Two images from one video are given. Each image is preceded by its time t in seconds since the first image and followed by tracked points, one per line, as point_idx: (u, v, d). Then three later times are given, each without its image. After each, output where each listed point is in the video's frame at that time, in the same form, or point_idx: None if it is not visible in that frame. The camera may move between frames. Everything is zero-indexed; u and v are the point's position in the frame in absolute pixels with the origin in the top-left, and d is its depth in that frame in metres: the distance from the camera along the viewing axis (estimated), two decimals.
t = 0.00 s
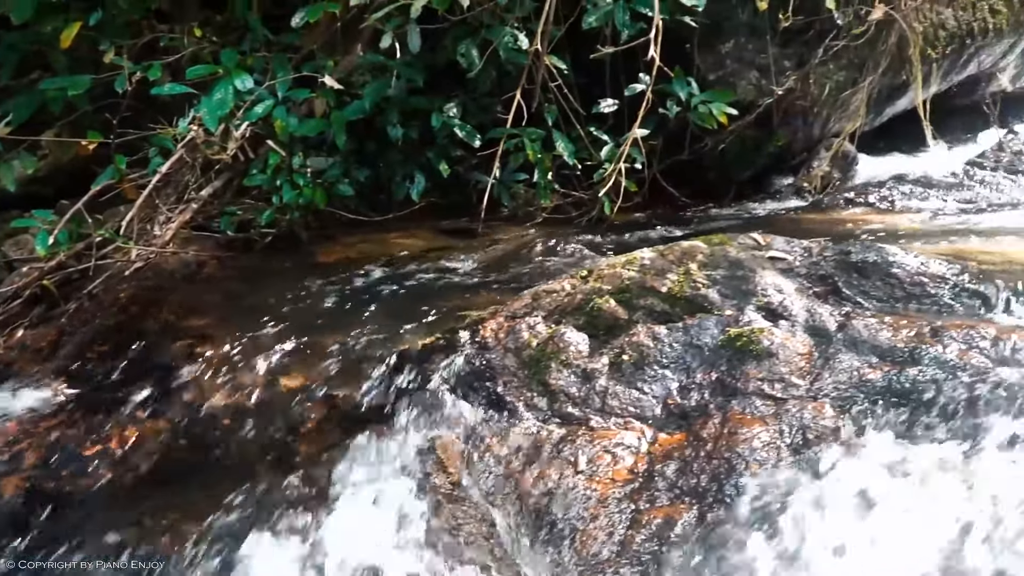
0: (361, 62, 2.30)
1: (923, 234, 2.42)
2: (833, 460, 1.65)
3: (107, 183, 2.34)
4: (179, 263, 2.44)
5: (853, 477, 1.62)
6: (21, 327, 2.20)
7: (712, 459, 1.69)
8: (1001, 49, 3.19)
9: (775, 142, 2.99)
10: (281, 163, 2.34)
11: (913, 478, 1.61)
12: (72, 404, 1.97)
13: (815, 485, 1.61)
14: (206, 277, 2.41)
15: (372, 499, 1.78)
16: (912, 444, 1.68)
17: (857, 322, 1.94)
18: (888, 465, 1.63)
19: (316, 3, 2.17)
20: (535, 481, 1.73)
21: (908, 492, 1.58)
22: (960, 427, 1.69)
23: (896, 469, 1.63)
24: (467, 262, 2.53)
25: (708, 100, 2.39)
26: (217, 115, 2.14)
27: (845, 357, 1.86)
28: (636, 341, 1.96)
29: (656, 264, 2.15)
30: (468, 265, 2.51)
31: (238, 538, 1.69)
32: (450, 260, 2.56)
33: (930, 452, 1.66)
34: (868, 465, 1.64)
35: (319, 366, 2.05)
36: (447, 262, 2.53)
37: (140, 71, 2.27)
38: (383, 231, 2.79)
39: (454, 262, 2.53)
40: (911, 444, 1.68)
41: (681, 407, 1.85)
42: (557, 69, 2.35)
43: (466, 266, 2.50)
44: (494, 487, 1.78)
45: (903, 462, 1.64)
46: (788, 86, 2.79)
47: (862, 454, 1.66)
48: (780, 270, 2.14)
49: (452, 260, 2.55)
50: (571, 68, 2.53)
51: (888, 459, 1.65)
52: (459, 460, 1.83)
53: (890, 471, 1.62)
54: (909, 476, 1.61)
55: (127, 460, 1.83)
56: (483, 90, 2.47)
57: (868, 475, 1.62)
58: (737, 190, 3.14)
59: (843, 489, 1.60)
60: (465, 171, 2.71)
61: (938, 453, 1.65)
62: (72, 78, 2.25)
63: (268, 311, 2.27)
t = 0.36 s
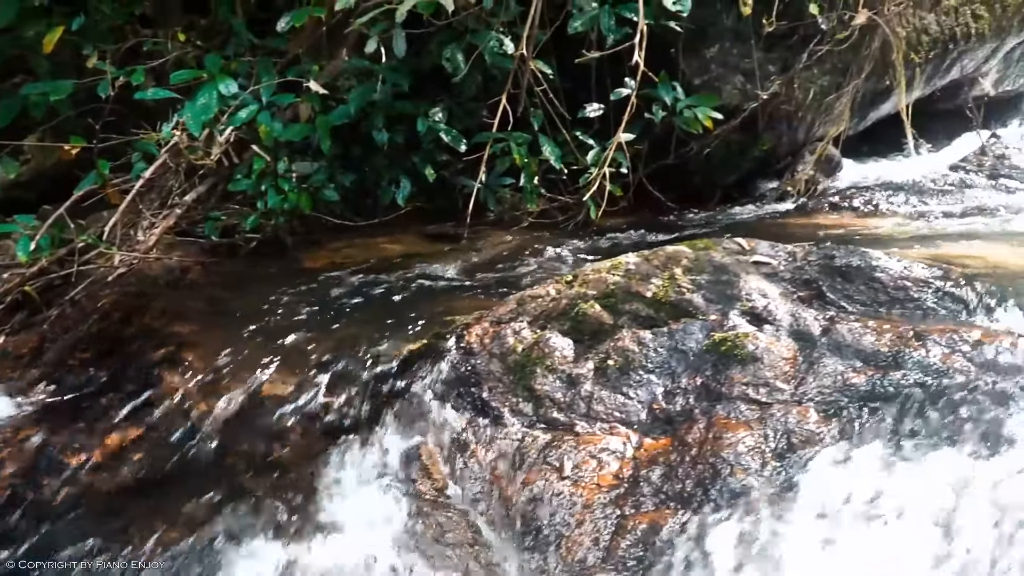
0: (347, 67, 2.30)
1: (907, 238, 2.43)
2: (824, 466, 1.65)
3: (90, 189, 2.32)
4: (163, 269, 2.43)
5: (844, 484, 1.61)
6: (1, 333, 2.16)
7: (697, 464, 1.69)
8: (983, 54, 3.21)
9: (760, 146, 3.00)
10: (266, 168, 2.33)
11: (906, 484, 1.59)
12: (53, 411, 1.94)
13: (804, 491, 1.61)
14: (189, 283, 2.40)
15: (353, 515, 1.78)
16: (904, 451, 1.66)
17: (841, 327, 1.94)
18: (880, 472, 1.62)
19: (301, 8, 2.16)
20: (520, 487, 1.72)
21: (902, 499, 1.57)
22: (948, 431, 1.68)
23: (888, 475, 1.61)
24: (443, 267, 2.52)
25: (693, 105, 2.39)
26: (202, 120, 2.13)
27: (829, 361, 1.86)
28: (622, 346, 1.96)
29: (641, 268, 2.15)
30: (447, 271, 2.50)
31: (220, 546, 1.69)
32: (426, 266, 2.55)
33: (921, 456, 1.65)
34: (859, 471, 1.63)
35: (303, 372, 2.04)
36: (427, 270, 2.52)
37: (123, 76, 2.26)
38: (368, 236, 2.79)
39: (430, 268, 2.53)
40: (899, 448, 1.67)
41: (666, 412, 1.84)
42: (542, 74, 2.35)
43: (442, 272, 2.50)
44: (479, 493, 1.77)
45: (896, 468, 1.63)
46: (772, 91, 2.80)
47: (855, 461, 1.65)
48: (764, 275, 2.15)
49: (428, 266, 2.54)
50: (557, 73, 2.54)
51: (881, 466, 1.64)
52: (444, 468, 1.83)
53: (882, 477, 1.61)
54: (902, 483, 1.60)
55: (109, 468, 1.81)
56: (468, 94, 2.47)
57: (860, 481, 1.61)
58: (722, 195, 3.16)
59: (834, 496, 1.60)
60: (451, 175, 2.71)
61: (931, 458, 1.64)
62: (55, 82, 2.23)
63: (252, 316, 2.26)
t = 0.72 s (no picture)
0: (329, 72, 2.29)
1: (888, 244, 2.45)
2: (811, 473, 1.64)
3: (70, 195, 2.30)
4: (144, 276, 2.41)
5: (830, 487, 1.62)
6: None
7: (680, 470, 1.69)
8: (963, 60, 3.24)
9: (743, 151, 3.01)
10: (248, 174, 2.32)
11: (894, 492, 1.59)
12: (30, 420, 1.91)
13: (791, 495, 1.61)
14: (171, 290, 2.38)
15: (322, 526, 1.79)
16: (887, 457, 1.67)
17: (823, 332, 1.95)
18: (867, 480, 1.62)
19: (283, 14, 2.15)
20: (504, 494, 1.72)
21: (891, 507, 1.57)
22: (931, 436, 1.69)
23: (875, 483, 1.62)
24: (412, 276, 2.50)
25: (676, 111, 2.39)
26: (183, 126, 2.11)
27: (811, 366, 1.87)
28: (605, 352, 1.96)
29: (624, 274, 2.15)
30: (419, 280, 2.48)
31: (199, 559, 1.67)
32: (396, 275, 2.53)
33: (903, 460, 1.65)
34: (847, 478, 1.63)
35: (285, 380, 2.03)
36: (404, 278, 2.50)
37: (104, 81, 2.24)
38: (351, 242, 2.79)
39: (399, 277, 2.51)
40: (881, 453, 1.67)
41: (649, 418, 1.84)
42: (526, 80, 2.35)
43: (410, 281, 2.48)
44: (462, 500, 1.76)
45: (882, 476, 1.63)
46: (755, 96, 2.81)
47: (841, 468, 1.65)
48: (746, 280, 2.15)
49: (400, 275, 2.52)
50: (542, 78, 2.54)
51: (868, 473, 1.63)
52: (427, 475, 1.82)
53: (869, 486, 1.61)
54: (889, 490, 1.60)
55: (87, 478, 1.79)
56: (452, 100, 2.47)
57: (847, 489, 1.61)
58: (706, 200, 3.18)
59: (821, 503, 1.59)
60: (435, 181, 2.71)
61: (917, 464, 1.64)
62: (34, 88, 2.21)
63: (233, 323, 2.25)
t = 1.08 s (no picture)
0: (312, 78, 2.28)
1: (870, 249, 2.47)
2: (795, 478, 1.65)
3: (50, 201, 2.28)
4: (125, 282, 2.40)
5: (812, 487, 1.64)
6: None
7: (663, 476, 1.69)
8: (944, 66, 3.26)
9: (727, 156, 3.03)
10: (231, 179, 2.30)
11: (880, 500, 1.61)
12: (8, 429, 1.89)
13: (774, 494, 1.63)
14: (153, 296, 2.37)
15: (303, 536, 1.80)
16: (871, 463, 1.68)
17: (805, 337, 1.95)
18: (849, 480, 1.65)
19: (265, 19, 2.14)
20: (487, 501, 1.71)
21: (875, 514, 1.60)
22: (915, 442, 1.70)
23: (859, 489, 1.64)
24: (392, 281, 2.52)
25: (660, 116, 2.39)
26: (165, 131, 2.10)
27: (794, 371, 1.87)
28: (588, 358, 1.96)
29: (607, 280, 2.16)
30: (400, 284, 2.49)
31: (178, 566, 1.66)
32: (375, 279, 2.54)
33: (886, 465, 1.67)
34: (833, 486, 1.64)
35: (266, 388, 2.01)
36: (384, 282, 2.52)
37: (84, 87, 2.23)
38: (335, 247, 2.79)
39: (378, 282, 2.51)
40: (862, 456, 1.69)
41: (633, 424, 1.84)
42: (510, 85, 2.35)
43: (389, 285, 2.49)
44: (446, 507, 1.75)
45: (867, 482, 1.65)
46: (739, 102, 2.82)
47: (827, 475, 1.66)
48: (729, 286, 2.16)
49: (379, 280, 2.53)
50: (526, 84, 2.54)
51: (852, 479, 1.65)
52: (410, 482, 1.81)
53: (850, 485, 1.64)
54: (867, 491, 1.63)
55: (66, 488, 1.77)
56: (436, 105, 2.47)
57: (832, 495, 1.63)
58: (690, 204, 3.21)
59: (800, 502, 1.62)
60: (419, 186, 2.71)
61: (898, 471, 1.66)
62: (13, 93, 2.19)
63: (216, 330, 2.24)
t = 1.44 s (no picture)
0: (294, 84, 2.27)
1: (851, 255, 2.49)
2: (776, 484, 1.65)
3: (27, 209, 2.25)
4: (103, 290, 2.37)
5: (793, 495, 1.63)
6: None
7: (645, 483, 1.68)
8: (923, 72, 3.29)
9: (709, 162, 3.06)
10: (211, 186, 2.29)
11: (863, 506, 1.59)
12: None
13: (755, 503, 1.62)
14: (132, 304, 2.35)
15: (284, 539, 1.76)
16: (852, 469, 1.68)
17: (786, 342, 1.96)
18: (831, 489, 1.63)
19: (244, 25, 2.13)
20: (469, 509, 1.70)
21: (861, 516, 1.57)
22: (896, 446, 1.70)
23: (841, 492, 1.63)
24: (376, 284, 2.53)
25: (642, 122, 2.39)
26: (144, 138, 2.08)
27: (774, 377, 1.87)
28: (570, 364, 1.95)
29: (588, 287, 2.15)
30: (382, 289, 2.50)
31: None
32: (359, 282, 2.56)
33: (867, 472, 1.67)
34: (815, 490, 1.63)
35: (246, 396, 1.99)
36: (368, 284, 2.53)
37: (62, 93, 2.21)
38: (317, 254, 2.78)
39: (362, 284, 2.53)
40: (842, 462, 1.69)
41: (614, 431, 1.84)
42: (492, 91, 2.35)
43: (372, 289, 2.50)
44: (427, 515, 1.74)
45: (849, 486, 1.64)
46: (720, 108, 2.83)
47: (808, 479, 1.65)
48: (710, 292, 2.16)
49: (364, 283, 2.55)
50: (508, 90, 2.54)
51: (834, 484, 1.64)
52: (392, 490, 1.79)
53: (833, 493, 1.62)
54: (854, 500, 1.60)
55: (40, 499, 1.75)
56: (418, 111, 2.47)
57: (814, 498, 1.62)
58: (672, 210, 3.23)
59: (781, 509, 1.61)
60: (402, 193, 2.71)
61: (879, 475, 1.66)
62: None
63: (195, 337, 2.22)
